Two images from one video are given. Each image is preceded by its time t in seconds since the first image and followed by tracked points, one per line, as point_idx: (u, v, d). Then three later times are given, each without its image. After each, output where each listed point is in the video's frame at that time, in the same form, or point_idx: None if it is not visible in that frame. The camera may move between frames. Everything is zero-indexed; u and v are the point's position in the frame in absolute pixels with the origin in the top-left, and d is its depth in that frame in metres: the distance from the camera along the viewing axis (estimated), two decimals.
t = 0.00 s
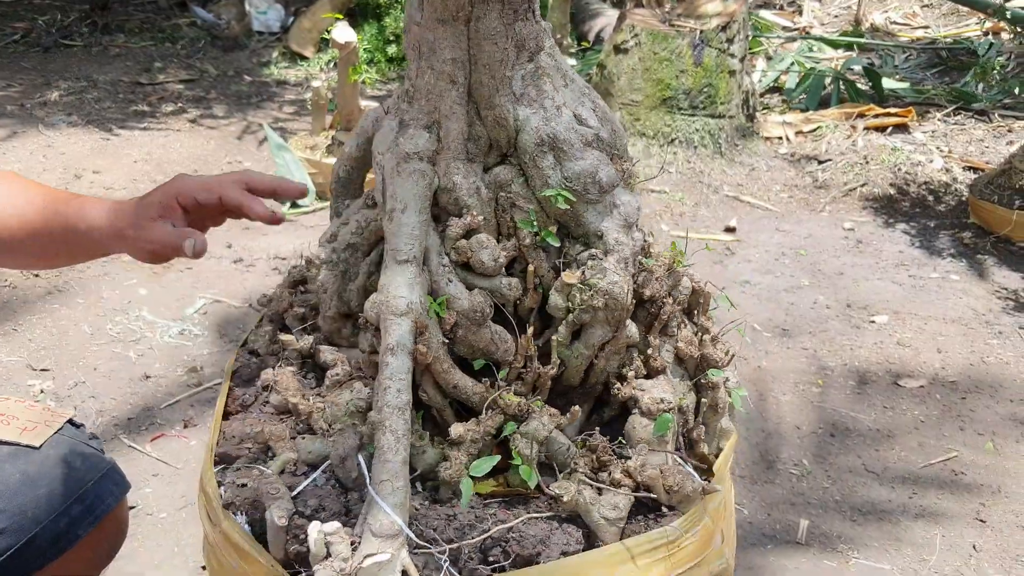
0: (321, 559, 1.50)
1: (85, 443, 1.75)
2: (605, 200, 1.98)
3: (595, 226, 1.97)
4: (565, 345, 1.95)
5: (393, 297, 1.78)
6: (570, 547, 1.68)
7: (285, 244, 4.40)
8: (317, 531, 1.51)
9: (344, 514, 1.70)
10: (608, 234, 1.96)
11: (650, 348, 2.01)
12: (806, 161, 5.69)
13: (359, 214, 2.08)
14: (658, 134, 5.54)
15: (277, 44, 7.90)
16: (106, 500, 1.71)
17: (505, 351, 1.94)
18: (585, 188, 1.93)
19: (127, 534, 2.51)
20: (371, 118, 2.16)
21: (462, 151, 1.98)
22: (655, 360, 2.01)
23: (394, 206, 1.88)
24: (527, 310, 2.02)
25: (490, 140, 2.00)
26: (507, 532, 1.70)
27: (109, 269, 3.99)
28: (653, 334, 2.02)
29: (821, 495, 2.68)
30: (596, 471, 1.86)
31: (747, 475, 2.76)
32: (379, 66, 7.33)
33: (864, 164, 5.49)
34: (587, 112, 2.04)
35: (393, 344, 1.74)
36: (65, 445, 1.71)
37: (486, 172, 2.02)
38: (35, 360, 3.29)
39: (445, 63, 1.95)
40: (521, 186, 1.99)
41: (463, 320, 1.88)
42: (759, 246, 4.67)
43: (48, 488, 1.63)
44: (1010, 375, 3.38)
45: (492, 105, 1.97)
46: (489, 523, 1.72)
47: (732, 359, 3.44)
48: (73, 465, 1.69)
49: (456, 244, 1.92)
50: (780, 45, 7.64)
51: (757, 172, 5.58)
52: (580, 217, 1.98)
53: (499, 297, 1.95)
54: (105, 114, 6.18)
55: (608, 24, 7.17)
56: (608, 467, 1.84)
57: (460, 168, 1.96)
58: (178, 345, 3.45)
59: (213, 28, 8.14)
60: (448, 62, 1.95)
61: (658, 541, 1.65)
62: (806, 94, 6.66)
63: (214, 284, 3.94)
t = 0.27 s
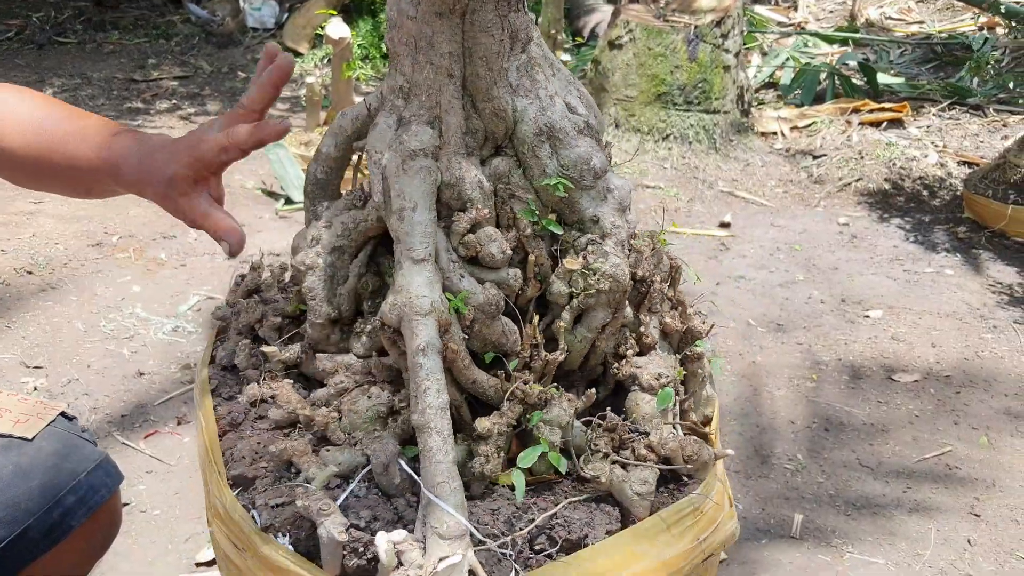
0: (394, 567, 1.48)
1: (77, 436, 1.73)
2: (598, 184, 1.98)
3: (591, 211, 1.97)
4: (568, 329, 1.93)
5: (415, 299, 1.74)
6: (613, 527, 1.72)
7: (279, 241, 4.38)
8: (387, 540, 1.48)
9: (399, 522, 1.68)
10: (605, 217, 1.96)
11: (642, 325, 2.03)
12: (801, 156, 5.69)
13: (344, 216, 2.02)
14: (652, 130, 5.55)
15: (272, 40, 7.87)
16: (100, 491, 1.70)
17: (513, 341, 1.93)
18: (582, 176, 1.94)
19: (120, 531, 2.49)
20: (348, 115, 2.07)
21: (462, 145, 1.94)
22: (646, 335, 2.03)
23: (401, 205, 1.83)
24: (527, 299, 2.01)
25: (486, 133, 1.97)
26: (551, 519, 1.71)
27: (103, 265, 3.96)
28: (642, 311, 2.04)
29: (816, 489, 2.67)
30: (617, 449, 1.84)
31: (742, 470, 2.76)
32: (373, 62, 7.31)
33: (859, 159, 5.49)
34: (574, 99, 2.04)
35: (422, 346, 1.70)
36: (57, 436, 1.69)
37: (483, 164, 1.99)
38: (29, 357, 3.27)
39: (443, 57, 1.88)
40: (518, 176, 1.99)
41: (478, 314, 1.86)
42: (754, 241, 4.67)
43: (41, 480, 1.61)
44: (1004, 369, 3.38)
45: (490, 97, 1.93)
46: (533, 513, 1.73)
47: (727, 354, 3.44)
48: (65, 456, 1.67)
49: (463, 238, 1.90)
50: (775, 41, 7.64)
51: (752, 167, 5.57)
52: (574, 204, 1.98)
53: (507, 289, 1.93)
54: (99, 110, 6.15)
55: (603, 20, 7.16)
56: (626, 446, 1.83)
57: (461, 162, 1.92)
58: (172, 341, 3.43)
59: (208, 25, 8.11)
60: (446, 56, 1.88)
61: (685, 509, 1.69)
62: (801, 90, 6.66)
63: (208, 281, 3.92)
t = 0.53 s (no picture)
0: (473, 568, 1.40)
1: (75, 438, 1.74)
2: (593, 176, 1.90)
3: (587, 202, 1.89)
4: (574, 320, 1.88)
5: (443, 300, 1.66)
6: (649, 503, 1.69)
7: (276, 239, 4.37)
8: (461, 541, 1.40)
9: (461, 521, 1.57)
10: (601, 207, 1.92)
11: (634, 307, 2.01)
12: (797, 152, 5.70)
13: (345, 220, 1.85)
14: (648, 126, 5.55)
15: (268, 37, 7.86)
16: (95, 496, 1.72)
17: (525, 334, 1.86)
18: (584, 169, 1.87)
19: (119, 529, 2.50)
20: (342, 116, 1.90)
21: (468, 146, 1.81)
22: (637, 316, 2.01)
23: (415, 209, 1.72)
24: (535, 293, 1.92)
25: (489, 132, 1.84)
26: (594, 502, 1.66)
27: (99, 264, 3.96)
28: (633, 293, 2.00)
29: (812, 484, 2.69)
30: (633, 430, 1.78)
31: (738, 465, 2.77)
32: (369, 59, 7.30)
33: (854, 155, 5.49)
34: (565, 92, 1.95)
35: (460, 346, 1.63)
36: (52, 439, 1.70)
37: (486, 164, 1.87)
38: (26, 356, 3.26)
39: (449, 57, 1.74)
40: (521, 172, 1.88)
41: (499, 311, 1.80)
42: (750, 238, 4.68)
43: (38, 485, 1.61)
44: (1000, 364, 3.39)
45: (494, 95, 1.80)
46: (577, 497, 1.68)
47: (723, 351, 3.45)
48: (63, 461, 1.67)
49: (477, 237, 1.81)
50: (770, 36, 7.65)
51: (747, 163, 5.58)
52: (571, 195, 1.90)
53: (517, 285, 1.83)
54: (95, 108, 6.13)
55: (599, 16, 7.16)
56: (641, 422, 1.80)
57: (471, 162, 1.79)
58: (169, 339, 3.43)
59: (203, 22, 8.09)
60: (453, 56, 1.74)
61: (703, 479, 1.71)
62: (796, 85, 6.67)
63: (204, 278, 3.91)
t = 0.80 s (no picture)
0: (551, 552, 1.42)
1: (81, 428, 1.73)
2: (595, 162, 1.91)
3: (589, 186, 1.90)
4: (584, 304, 1.86)
5: (478, 290, 1.63)
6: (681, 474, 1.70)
7: (275, 234, 4.36)
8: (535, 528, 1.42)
9: (525, 509, 1.56)
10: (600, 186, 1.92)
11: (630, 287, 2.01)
12: (795, 146, 5.71)
13: (358, 218, 1.76)
14: (647, 121, 5.55)
15: (265, 33, 7.85)
16: (105, 486, 1.71)
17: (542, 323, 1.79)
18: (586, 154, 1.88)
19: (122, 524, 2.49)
20: (346, 113, 1.83)
21: (483, 137, 1.78)
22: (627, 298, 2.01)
23: (439, 204, 1.67)
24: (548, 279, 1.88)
25: (499, 122, 1.82)
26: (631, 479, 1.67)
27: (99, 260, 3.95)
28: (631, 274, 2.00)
29: (813, 477, 2.69)
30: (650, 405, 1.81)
31: (739, 458, 2.78)
32: (367, 55, 7.29)
33: (852, 149, 5.50)
34: (563, 81, 1.95)
35: (501, 336, 1.61)
36: (60, 429, 1.69)
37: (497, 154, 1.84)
38: (27, 352, 3.25)
39: (465, 50, 1.71)
40: (531, 161, 1.87)
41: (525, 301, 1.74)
42: (748, 232, 4.69)
43: (48, 474, 1.60)
44: (999, 356, 3.40)
45: (504, 86, 1.78)
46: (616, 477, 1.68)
47: (723, 344, 3.46)
48: (71, 450, 1.67)
49: (496, 227, 1.77)
50: (767, 31, 7.65)
51: (745, 158, 5.58)
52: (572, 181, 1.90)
53: (535, 274, 1.81)
54: (93, 104, 6.11)
55: (597, 11, 7.15)
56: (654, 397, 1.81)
57: (488, 154, 1.76)
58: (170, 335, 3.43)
59: (201, 18, 8.07)
60: (468, 48, 1.71)
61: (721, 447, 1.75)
62: (794, 80, 6.67)
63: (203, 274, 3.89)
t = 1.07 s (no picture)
0: (615, 532, 1.48)
1: (73, 426, 1.73)
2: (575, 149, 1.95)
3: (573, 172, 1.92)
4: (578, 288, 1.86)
5: (501, 281, 1.63)
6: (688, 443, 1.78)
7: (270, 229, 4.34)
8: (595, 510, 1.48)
9: (577, 495, 1.59)
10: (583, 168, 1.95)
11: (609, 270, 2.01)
12: (791, 141, 5.70)
13: (361, 219, 1.71)
14: (643, 115, 5.54)
15: (260, 27, 7.81)
16: (96, 482, 1.70)
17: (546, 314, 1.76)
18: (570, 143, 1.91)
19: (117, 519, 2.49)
20: (341, 111, 1.73)
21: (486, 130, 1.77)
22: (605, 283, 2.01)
23: (454, 198, 1.65)
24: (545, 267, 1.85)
25: (496, 114, 1.81)
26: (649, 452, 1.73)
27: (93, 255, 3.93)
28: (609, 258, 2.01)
29: (807, 470, 2.70)
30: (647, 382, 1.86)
31: (734, 452, 2.78)
32: (362, 49, 7.27)
33: (848, 143, 5.49)
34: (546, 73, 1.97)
35: (532, 327, 1.64)
36: (51, 426, 1.68)
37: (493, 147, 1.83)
38: (21, 347, 3.24)
39: (470, 42, 1.69)
40: (526, 152, 1.86)
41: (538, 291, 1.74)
42: (744, 226, 4.68)
43: (39, 471, 1.60)
44: (994, 350, 3.40)
45: (502, 77, 1.77)
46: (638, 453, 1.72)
47: (719, 339, 3.45)
48: (63, 447, 1.66)
49: (501, 219, 1.77)
50: (764, 25, 7.64)
51: (741, 152, 5.57)
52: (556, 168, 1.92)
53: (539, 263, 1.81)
54: (87, 99, 6.08)
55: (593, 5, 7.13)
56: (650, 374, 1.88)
57: (491, 146, 1.74)
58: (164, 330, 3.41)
59: (195, 13, 8.04)
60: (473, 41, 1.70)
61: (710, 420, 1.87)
62: (790, 74, 6.67)
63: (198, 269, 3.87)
